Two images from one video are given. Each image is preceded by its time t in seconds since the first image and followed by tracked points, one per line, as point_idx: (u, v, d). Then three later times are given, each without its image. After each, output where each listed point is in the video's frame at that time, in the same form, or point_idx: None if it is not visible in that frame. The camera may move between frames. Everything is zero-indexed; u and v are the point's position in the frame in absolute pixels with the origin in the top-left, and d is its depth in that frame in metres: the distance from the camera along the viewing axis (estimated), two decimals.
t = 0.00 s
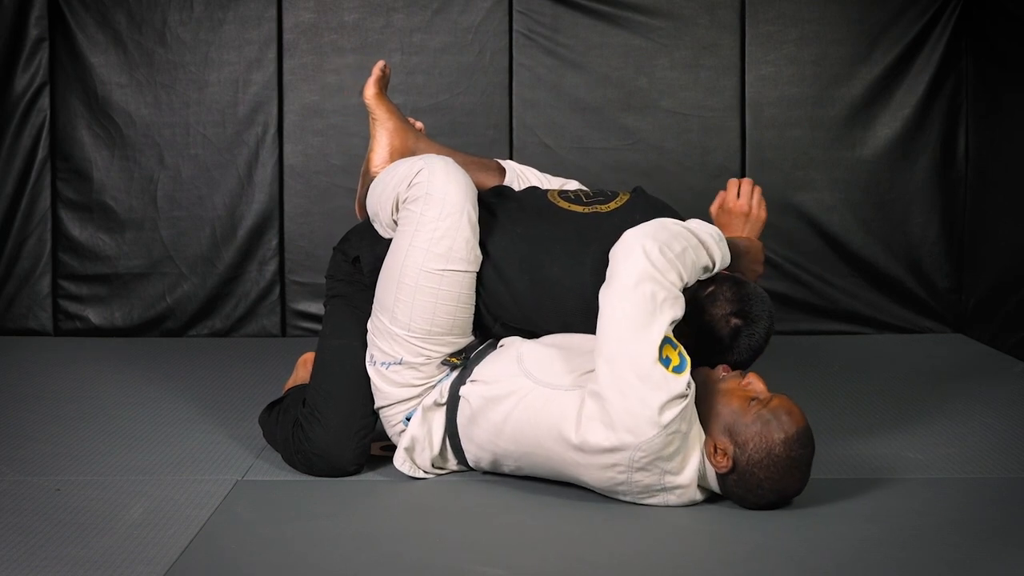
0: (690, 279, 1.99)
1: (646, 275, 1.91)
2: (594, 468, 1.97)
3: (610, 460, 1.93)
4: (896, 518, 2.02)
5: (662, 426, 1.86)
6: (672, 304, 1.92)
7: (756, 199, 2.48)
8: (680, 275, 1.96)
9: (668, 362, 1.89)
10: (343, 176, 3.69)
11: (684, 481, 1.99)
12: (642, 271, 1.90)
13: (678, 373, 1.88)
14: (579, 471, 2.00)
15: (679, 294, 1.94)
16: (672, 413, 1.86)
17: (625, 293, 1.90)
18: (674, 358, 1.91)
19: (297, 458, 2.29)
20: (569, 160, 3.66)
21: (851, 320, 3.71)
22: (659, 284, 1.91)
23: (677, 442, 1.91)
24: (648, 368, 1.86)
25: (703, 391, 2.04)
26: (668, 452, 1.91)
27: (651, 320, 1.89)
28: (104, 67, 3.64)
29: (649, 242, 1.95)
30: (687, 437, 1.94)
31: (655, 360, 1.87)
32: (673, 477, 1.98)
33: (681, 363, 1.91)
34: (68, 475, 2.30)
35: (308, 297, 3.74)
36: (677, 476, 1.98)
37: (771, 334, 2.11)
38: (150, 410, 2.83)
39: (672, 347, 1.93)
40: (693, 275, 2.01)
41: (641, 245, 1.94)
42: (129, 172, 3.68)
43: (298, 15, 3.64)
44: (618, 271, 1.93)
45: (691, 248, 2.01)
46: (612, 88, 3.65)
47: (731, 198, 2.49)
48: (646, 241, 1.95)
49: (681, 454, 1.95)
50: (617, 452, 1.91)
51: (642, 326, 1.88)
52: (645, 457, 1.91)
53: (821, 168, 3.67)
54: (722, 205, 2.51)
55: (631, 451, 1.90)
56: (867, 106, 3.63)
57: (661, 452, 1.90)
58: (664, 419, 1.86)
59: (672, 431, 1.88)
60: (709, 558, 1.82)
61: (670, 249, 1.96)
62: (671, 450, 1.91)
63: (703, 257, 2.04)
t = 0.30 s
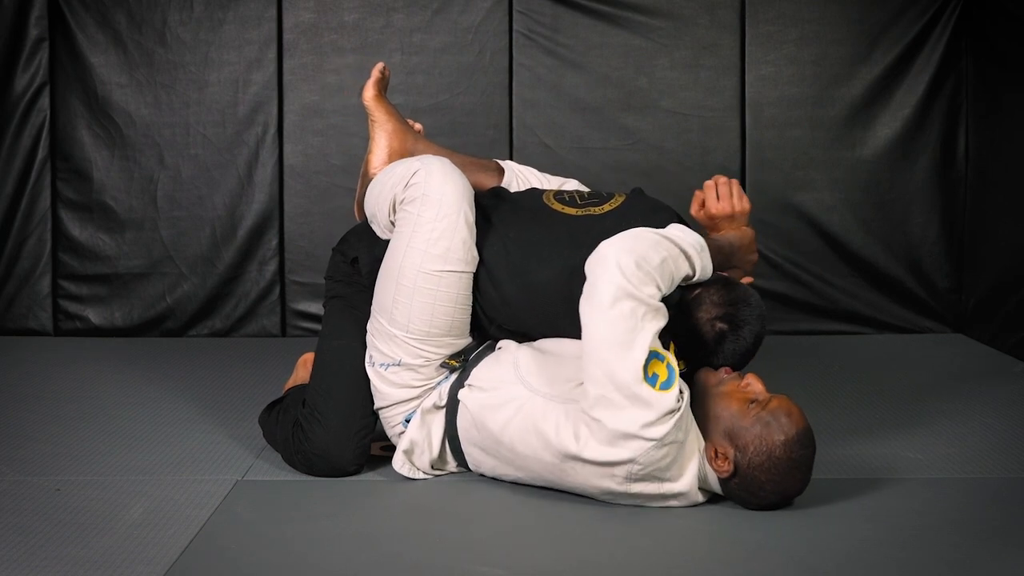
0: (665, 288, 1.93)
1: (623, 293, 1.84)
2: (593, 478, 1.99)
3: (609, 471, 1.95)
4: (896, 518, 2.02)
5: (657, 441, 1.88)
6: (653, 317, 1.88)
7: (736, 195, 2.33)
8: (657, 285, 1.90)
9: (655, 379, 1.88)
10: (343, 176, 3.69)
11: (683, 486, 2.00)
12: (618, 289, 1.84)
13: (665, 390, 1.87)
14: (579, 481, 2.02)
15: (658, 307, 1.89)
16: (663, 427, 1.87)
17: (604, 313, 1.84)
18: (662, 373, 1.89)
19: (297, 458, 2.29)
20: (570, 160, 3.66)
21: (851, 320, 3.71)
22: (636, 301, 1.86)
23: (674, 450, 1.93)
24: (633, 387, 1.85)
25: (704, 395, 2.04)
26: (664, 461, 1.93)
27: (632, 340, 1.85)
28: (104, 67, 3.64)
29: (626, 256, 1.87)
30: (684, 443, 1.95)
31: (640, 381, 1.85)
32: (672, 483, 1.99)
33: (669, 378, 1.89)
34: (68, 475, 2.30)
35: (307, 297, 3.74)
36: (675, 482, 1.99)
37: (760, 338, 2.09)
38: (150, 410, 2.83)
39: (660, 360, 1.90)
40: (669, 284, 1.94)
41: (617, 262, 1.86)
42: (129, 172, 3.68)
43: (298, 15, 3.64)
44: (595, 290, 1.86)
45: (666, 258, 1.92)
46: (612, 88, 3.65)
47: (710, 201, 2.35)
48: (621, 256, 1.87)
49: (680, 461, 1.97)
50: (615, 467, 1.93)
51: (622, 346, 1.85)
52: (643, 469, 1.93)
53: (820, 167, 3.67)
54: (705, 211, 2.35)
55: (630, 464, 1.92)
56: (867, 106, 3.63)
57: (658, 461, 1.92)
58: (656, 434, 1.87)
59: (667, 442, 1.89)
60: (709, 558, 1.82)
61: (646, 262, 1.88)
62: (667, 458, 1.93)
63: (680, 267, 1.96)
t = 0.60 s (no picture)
0: (637, 289, 1.93)
1: (583, 297, 1.87)
2: (582, 485, 1.98)
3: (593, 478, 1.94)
4: (896, 519, 2.02)
5: (635, 444, 1.86)
6: (618, 317, 1.88)
7: (711, 185, 2.28)
8: (623, 285, 1.90)
9: (623, 381, 1.86)
10: (343, 176, 3.69)
11: (673, 488, 1.99)
12: (578, 294, 1.87)
13: (635, 390, 1.85)
14: (570, 487, 2.02)
15: (624, 308, 1.89)
16: (639, 429, 1.85)
17: (568, 319, 1.88)
18: (632, 373, 1.87)
19: (297, 458, 2.29)
20: (570, 160, 3.66)
21: (851, 320, 3.71)
22: (599, 305, 1.87)
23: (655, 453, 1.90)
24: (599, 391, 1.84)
25: (692, 407, 2.02)
26: (648, 465, 1.91)
27: (596, 342, 1.85)
28: (104, 67, 3.64)
29: (585, 262, 1.90)
30: (669, 446, 1.94)
31: (606, 383, 1.84)
32: (663, 487, 1.98)
33: (638, 378, 1.87)
34: (68, 475, 2.30)
35: (307, 297, 3.74)
36: (665, 483, 1.98)
37: (748, 338, 2.00)
38: (149, 410, 2.83)
39: (629, 361, 1.88)
40: (642, 285, 1.95)
41: (577, 268, 1.89)
42: (129, 172, 3.68)
43: (298, 15, 3.64)
44: (559, 299, 1.91)
45: (632, 258, 1.93)
46: (612, 88, 3.65)
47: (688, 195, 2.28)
48: (579, 263, 1.90)
49: (665, 465, 1.95)
50: (600, 475, 1.93)
51: (588, 351, 1.86)
52: (627, 474, 1.92)
53: (820, 167, 3.67)
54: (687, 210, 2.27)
55: (611, 470, 1.91)
56: (867, 106, 3.63)
57: (641, 466, 1.91)
58: (631, 437, 1.85)
59: (646, 446, 1.87)
60: (709, 558, 1.82)
61: (607, 265, 1.89)
62: (649, 461, 1.91)
63: (652, 266, 1.96)
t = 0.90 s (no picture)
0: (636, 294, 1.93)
1: (587, 300, 1.86)
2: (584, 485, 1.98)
3: (596, 479, 1.94)
4: (896, 518, 2.02)
5: (638, 447, 1.86)
6: (620, 321, 1.88)
7: (702, 184, 2.24)
8: (624, 289, 1.89)
9: (627, 384, 1.86)
10: (343, 176, 3.69)
11: (672, 490, 1.99)
12: (580, 297, 1.86)
13: (639, 394, 1.85)
14: (572, 487, 2.02)
15: (626, 311, 1.89)
16: (642, 433, 1.85)
17: (571, 322, 1.87)
18: (635, 376, 1.88)
19: (297, 458, 2.29)
20: (569, 160, 3.66)
21: (851, 320, 3.71)
22: (602, 308, 1.86)
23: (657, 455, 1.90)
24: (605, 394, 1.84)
25: (692, 406, 2.02)
26: (650, 467, 1.91)
27: (599, 346, 1.85)
28: (104, 67, 3.64)
29: (588, 264, 1.88)
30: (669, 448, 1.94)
31: (611, 388, 1.84)
32: (663, 488, 1.98)
33: (642, 382, 1.87)
34: (68, 475, 2.30)
35: (307, 297, 3.74)
36: (665, 486, 1.98)
37: (742, 338, 2.03)
38: (149, 410, 2.83)
39: (632, 364, 1.89)
40: (641, 289, 1.94)
41: (579, 271, 1.88)
42: (129, 172, 3.68)
43: (298, 15, 3.64)
44: (561, 300, 1.89)
45: (633, 262, 1.92)
46: (612, 88, 3.65)
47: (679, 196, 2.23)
48: (582, 265, 1.88)
49: (666, 466, 1.95)
50: (603, 476, 1.93)
51: (592, 354, 1.85)
52: (630, 477, 1.92)
53: (820, 168, 3.66)
54: (681, 211, 2.22)
55: (615, 472, 1.91)
56: (867, 107, 3.63)
57: (643, 468, 1.90)
58: (634, 440, 1.85)
59: (649, 448, 1.87)
60: (709, 558, 1.82)
61: (610, 268, 1.88)
62: (652, 463, 1.91)
63: (651, 270, 1.95)
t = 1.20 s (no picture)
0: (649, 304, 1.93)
1: (602, 308, 1.85)
2: (590, 488, 1.99)
3: (603, 484, 1.95)
4: (897, 519, 2.02)
5: (648, 456, 1.87)
6: (635, 330, 1.88)
7: (708, 189, 2.23)
8: (640, 298, 1.90)
9: (638, 394, 1.86)
10: (343, 176, 3.69)
11: (673, 491, 2.00)
12: (595, 306, 1.85)
13: (650, 404, 1.86)
14: (576, 489, 2.03)
15: (640, 320, 1.89)
16: (652, 442, 1.86)
17: (583, 330, 1.86)
18: (646, 387, 1.88)
19: (297, 458, 2.29)
20: (570, 160, 3.66)
21: (851, 320, 3.71)
22: (616, 317, 1.86)
23: (666, 463, 1.92)
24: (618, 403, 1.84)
25: (696, 403, 2.02)
26: (656, 473, 1.92)
27: (612, 355, 1.85)
28: (104, 67, 3.64)
29: (603, 272, 1.89)
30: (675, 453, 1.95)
31: (622, 397, 1.84)
32: (667, 490, 1.99)
33: (653, 392, 1.88)
34: (68, 475, 2.30)
35: (307, 297, 3.74)
36: (668, 489, 1.99)
37: (746, 348, 2.08)
38: (149, 410, 2.82)
39: (644, 374, 1.89)
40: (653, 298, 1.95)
41: (594, 278, 1.88)
42: (129, 172, 3.68)
43: (298, 15, 3.64)
44: (574, 306, 1.89)
45: (649, 271, 1.93)
46: (612, 88, 3.65)
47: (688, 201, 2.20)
48: (597, 272, 1.88)
49: (671, 471, 1.96)
50: (611, 481, 1.94)
51: (604, 362, 1.85)
52: (637, 483, 1.93)
53: (820, 168, 3.66)
54: (689, 216, 2.18)
55: (623, 479, 1.92)
56: (867, 106, 3.63)
57: (650, 475, 1.91)
58: (644, 449, 1.86)
59: (658, 457, 1.89)
60: (710, 559, 1.82)
61: (625, 277, 1.89)
62: (661, 470, 1.93)
63: (664, 280, 1.96)
